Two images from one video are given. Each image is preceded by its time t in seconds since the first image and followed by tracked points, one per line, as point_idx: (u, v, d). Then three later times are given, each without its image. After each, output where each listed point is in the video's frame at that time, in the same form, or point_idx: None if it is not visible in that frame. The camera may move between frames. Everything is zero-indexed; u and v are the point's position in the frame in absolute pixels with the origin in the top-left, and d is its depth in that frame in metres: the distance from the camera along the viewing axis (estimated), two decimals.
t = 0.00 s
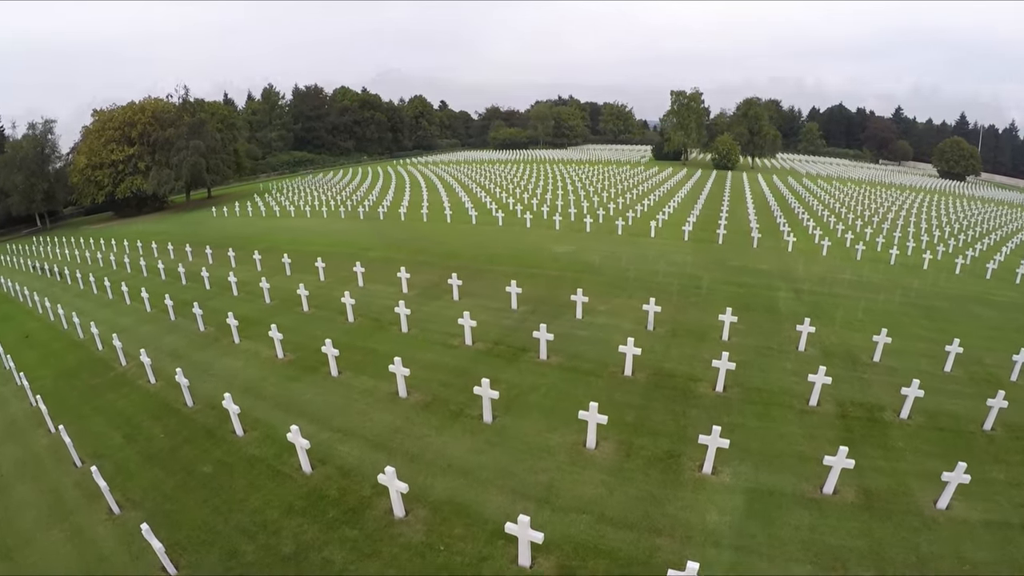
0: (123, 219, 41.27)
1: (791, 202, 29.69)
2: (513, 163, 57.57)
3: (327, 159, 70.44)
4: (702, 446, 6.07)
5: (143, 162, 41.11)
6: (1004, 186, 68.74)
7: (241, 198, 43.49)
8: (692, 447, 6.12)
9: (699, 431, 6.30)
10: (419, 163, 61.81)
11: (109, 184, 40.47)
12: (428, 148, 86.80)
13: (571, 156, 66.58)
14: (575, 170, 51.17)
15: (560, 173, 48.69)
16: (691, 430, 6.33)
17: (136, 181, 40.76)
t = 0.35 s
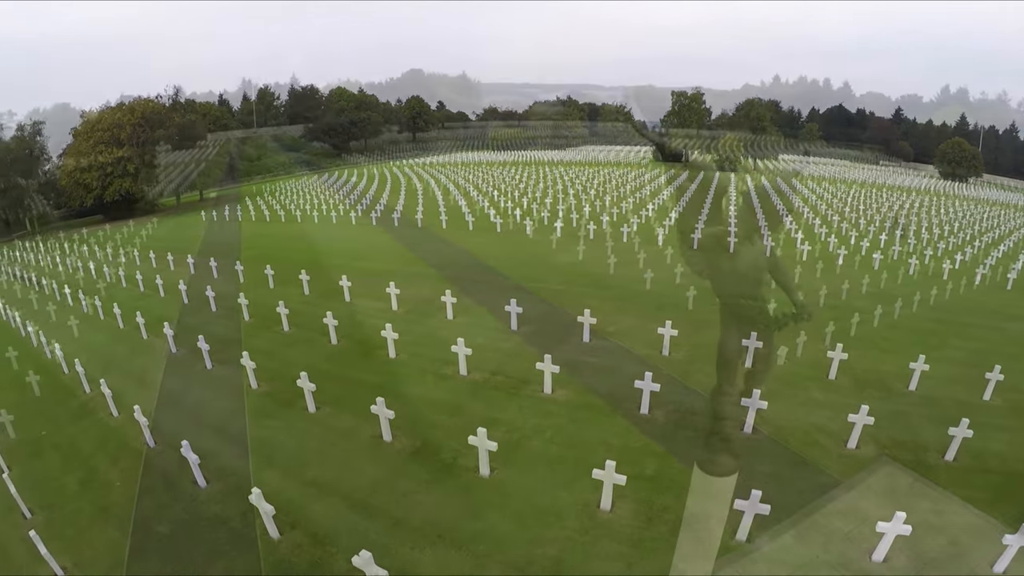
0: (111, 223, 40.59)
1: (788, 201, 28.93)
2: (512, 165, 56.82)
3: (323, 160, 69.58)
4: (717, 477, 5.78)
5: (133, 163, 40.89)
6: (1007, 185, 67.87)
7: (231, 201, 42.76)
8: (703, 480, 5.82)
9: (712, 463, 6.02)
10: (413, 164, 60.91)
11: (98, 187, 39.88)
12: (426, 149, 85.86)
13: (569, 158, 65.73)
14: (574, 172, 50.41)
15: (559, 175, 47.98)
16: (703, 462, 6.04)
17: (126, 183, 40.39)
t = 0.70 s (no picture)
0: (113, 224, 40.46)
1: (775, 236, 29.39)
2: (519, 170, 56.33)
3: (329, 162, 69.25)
4: (706, 477, 8.13)
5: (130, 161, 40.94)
6: None
7: (238, 207, 43.10)
8: (699, 478, 8.17)
9: (702, 462, 8.15)
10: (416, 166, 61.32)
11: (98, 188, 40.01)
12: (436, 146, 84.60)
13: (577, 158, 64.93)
14: (580, 178, 50.09)
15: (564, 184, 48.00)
16: (697, 463, 8.16)
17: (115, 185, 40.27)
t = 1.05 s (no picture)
0: (152, 215, 42.55)
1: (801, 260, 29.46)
2: (558, 172, 56.58)
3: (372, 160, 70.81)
4: (710, 481, 8.57)
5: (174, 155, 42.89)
6: None
7: (283, 202, 44.76)
8: (702, 482, 8.61)
9: (705, 466, 8.58)
10: (453, 166, 62.43)
11: (142, 179, 42.30)
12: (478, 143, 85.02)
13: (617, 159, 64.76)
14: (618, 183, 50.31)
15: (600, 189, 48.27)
16: (700, 467, 8.58)
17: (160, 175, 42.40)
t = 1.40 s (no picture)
0: (203, 205, 44.11)
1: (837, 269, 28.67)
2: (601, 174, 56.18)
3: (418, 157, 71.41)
4: (714, 484, 8.45)
5: (226, 148, 44.12)
6: None
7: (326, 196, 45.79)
8: (706, 486, 8.50)
9: (710, 469, 8.48)
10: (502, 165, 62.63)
11: (194, 171, 43.89)
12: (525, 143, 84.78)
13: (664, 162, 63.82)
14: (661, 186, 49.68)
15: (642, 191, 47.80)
16: (705, 470, 8.48)
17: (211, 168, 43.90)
